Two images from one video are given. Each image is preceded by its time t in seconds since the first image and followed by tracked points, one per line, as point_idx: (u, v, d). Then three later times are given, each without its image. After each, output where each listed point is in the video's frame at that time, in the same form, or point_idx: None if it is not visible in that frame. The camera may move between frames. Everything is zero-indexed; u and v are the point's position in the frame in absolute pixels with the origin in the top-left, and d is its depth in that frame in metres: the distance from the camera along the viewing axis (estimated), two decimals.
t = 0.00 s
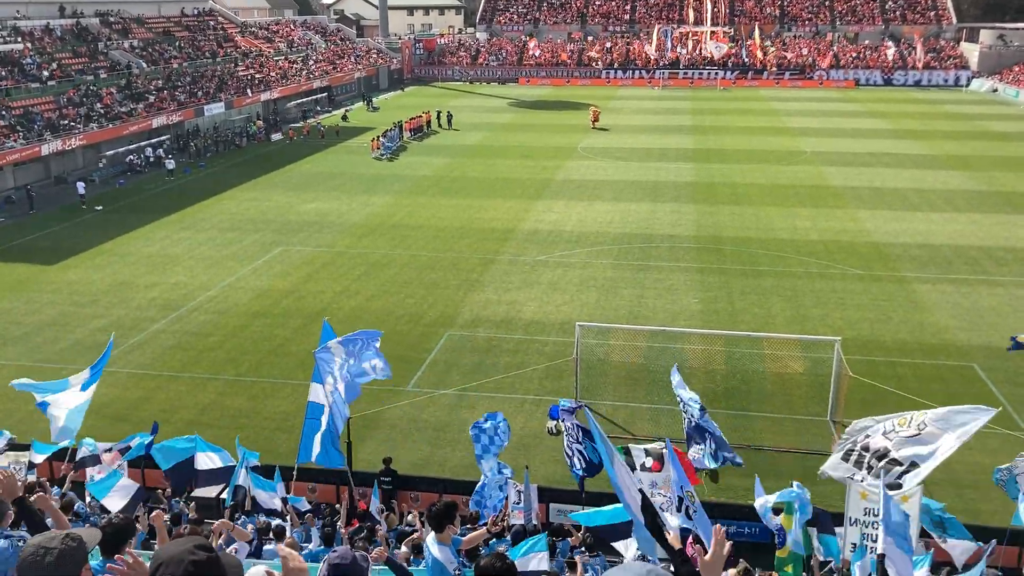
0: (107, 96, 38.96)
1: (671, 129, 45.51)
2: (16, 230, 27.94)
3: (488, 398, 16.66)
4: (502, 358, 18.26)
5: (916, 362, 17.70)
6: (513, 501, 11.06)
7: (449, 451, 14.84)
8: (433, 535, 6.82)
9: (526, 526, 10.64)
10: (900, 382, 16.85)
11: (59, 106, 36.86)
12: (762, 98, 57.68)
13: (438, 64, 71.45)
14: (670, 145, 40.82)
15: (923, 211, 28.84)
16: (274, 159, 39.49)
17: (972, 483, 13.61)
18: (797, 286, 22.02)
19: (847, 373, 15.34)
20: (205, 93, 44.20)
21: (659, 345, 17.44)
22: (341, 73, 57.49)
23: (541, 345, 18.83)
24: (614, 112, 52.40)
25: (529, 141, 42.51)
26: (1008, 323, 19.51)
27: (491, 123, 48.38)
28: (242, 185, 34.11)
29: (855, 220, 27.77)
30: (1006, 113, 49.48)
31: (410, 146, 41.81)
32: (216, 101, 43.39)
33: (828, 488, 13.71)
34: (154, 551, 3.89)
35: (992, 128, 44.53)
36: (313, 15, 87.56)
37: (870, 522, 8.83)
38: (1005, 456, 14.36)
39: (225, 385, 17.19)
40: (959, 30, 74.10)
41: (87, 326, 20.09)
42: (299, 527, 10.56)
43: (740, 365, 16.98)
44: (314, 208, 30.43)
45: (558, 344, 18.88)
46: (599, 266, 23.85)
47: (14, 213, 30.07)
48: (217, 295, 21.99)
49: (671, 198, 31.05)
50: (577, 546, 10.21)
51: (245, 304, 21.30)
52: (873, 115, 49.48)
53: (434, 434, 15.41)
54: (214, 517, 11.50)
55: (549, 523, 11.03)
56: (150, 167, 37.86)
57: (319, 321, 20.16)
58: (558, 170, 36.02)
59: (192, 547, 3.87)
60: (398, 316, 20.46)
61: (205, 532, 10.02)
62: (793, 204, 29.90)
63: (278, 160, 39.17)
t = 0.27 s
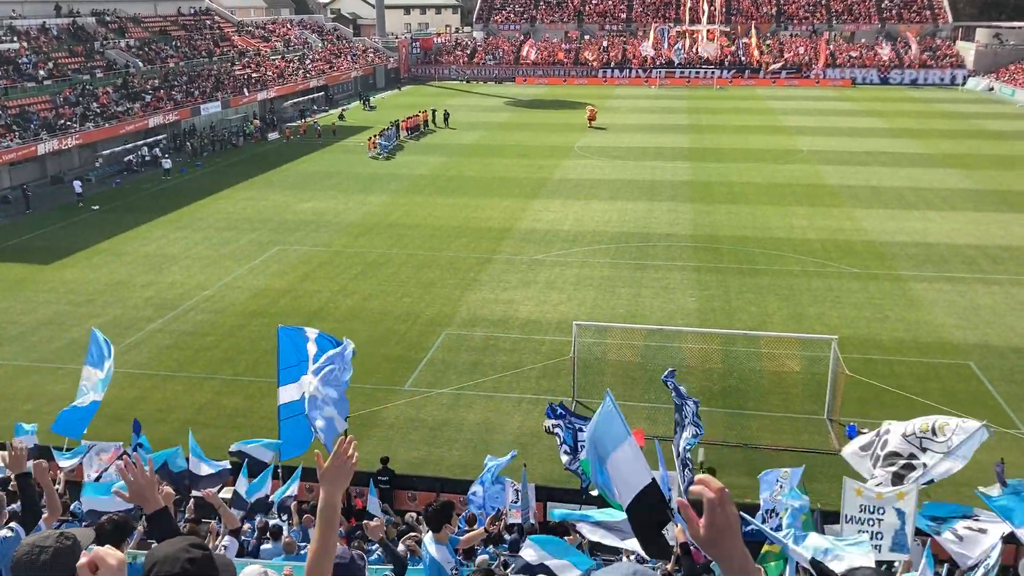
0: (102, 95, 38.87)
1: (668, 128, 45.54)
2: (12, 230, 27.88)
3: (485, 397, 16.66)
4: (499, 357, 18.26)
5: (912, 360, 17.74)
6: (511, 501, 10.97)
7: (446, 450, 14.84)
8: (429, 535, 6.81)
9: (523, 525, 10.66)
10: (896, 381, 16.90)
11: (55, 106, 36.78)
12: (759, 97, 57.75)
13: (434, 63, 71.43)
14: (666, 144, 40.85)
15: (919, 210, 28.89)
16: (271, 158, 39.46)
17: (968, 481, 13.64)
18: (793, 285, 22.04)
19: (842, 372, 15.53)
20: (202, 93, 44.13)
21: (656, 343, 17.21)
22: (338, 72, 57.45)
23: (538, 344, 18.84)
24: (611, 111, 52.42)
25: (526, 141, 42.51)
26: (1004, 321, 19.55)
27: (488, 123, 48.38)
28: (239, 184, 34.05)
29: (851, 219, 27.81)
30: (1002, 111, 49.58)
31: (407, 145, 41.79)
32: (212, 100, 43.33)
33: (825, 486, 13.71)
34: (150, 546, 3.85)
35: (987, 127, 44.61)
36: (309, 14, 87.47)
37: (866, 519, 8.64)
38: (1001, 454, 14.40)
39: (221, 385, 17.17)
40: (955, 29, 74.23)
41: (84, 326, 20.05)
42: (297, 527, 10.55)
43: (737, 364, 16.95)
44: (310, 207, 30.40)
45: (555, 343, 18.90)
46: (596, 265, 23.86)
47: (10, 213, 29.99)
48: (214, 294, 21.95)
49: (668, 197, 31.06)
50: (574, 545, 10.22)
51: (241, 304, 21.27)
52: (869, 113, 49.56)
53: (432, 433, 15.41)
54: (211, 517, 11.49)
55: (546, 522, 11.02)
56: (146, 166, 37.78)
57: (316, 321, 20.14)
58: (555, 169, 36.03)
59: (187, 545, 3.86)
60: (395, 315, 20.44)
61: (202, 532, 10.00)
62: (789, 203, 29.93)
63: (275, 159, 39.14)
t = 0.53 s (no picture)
0: (97, 95, 38.77)
1: (663, 127, 45.58)
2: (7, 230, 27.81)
3: (481, 397, 16.66)
4: (495, 356, 18.27)
5: (907, 358, 17.80)
6: (506, 500, 10.94)
7: (442, 450, 14.84)
8: (426, 535, 6.80)
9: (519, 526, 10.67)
10: (891, 378, 16.99)
11: (50, 105, 36.68)
12: (754, 96, 57.79)
13: (430, 62, 71.40)
14: (662, 143, 40.89)
15: (915, 208, 28.94)
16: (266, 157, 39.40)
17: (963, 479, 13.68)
18: (789, 284, 22.06)
19: (839, 369, 15.44)
20: (197, 92, 44.04)
21: (652, 342, 16.93)
22: (333, 72, 57.40)
23: (534, 343, 18.85)
24: (607, 110, 52.45)
25: (522, 140, 42.51)
26: (999, 320, 19.61)
27: (484, 122, 48.37)
28: (234, 184, 33.99)
29: (847, 218, 27.86)
30: (996, 110, 49.72)
31: (402, 145, 41.75)
32: (208, 99, 43.26)
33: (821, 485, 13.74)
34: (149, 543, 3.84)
35: (982, 125, 44.72)
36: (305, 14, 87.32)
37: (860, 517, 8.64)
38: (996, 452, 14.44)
39: (217, 385, 17.15)
40: (950, 28, 74.38)
41: (79, 326, 20.00)
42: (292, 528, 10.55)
43: (733, 364, 16.71)
44: (306, 206, 30.36)
45: (551, 342, 18.92)
46: (592, 264, 23.88)
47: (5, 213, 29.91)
48: (209, 294, 21.93)
49: (664, 196, 31.08)
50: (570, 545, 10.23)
51: (237, 303, 21.25)
52: (864, 113, 49.64)
53: (428, 432, 15.42)
54: (207, 518, 11.47)
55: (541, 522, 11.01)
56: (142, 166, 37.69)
57: (312, 320, 20.12)
58: (551, 168, 36.04)
59: (182, 544, 3.87)
60: (391, 315, 20.43)
61: (199, 532, 9.97)
62: (785, 202, 29.97)
63: (270, 159, 39.13)
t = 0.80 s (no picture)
0: (92, 95, 38.67)
1: (658, 126, 45.62)
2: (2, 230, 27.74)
3: (477, 396, 16.65)
4: (491, 356, 18.26)
5: (903, 357, 17.84)
6: (502, 500, 10.92)
7: (438, 450, 14.82)
8: (420, 535, 6.80)
9: (514, 525, 10.67)
10: (886, 377, 17.01)
11: (44, 105, 36.57)
12: (749, 96, 57.85)
13: (425, 62, 71.35)
14: (657, 143, 40.93)
15: (909, 208, 29.00)
16: (261, 157, 39.34)
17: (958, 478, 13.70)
18: (784, 283, 22.10)
19: (834, 370, 15.50)
20: (192, 92, 43.95)
21: (647, 342, 17.18)
22: (328, 72, 57.33)
23: (530, 342, 18.84)
24: (602, 110, 52.48)
25: (517, 139, 42.50)
26: (993, 318, 19.66)
27: (480, 122, 48.35)
28: (229, 184, 33.93)
29: (842, 217, 27.91)
30: (990, 109, 49.85)
31: (398, 144, 41.70)
32: (202, 99, 43.18)
33: (818, 485, 13.66)
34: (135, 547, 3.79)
35: (976, 125, 44.84)
36: (300, 13, 87.21)
37: (855, 516, 8.72)
38: (991, 451, 14.47)
39: (212, 385, 17.13)
40: (944, 27, 74.57)
41: (73, 326, 19.95)
42: (287, 528, 10.53)
43: (728, 362, 16.86)
44: (301, 206, 30.33)
45: (547, 341, 18.91)
46: (588, 264, 23.88)
47: None
48: (204, 294, 21.88)
49: (659, 196, 31.12)
50: (566, 544, 10.23)
51: (232, 303, 21.21)
52: (859, 112, 49.73)
53: (424, 432, 15.41)
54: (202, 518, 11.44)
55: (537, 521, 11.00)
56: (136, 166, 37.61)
57: (307, 320, 20.09)
58: (546, 168, 36.04)
59: (170, 545, 3.85)
60: (386, 314, 20.41)
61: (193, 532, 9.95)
62: (780, 202, 30.01)
63: (266, 159, 39.08)
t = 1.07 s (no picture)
0: (85, 95, 38.56)
1: (653, 126, 45.65)
2: None
3: (472, 396, 16.65)
4: (486, 355, 18.26)
5: (897, 356, 17.88)
6: (498, 500, 11.08)
7: (433, 449, 14.82)
8: (415, 535, 6.81)
9: (510, 524, 10.66)
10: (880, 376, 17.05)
11: (37, 105, 36.45)
12: (744, 95, 57.91)
13: (419, 62, 71.29)
14: (652, 142, 40.96)
15: (903, 207, 29.08)
16: (255, 157, 39.27)
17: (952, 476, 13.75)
18: (778, 283, 22.14)
19: (826, 369, 15.51)
20: (186, 92, 43.86)
21: (641, 342, 17.18)
22: (322, 71, 57.23)
23: (524, 342, 18.84)
24: (597, 109, 52.50)
25: (512, 139, 42.50)
26: (986, 317, 19.73)
27: (474, 121, 48.33)
28: (224, 184, 33.86)
29: (836, 217, 27.98)
30: (983, 109, 50.01)
31: (392, 144, 41.66)
32: (196, 99, 43.09)
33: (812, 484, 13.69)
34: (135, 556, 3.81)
35: (969, 124, 44.99)
36: (294, 13, 87.04)
37: (849, 515, 8.55)
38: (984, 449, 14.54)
39: (206, 385, 17.10)
40: (938, 27, 74.76)
41: (67, 326, 19.90)
42: (284, 527, 10.51)
43: (723, 361, 16.99)
44: (296, 206, 30.29)
45: (541, 341, 18.91)
46: (582, 263, 23.89)
47: None
48: (198, 294, 21.83)
49: (653, 195, 31.14)
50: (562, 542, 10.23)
51: (227, 303, 21.18)
52: (853, 111, 49.84)
53: (419, 432, 15.42)
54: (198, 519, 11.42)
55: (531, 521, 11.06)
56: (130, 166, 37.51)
57: (301, 320, 20.06)
58: (541, 167, 36.04)
59: (169, 549, 3.87)
60: (381, 314, 20.41)
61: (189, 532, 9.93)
62: (775, 201, 30.05)
63: (260, 159, 39.02)
